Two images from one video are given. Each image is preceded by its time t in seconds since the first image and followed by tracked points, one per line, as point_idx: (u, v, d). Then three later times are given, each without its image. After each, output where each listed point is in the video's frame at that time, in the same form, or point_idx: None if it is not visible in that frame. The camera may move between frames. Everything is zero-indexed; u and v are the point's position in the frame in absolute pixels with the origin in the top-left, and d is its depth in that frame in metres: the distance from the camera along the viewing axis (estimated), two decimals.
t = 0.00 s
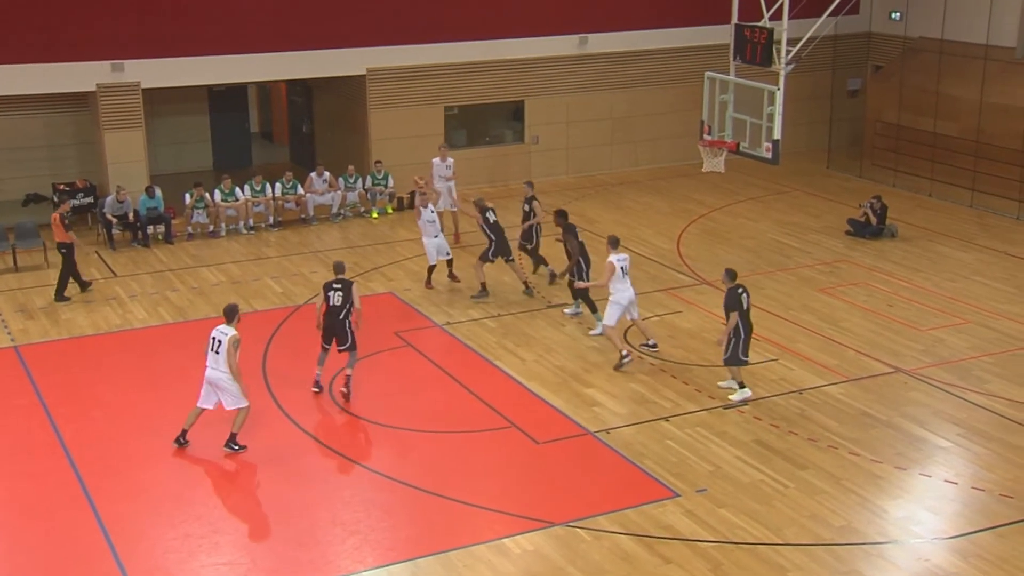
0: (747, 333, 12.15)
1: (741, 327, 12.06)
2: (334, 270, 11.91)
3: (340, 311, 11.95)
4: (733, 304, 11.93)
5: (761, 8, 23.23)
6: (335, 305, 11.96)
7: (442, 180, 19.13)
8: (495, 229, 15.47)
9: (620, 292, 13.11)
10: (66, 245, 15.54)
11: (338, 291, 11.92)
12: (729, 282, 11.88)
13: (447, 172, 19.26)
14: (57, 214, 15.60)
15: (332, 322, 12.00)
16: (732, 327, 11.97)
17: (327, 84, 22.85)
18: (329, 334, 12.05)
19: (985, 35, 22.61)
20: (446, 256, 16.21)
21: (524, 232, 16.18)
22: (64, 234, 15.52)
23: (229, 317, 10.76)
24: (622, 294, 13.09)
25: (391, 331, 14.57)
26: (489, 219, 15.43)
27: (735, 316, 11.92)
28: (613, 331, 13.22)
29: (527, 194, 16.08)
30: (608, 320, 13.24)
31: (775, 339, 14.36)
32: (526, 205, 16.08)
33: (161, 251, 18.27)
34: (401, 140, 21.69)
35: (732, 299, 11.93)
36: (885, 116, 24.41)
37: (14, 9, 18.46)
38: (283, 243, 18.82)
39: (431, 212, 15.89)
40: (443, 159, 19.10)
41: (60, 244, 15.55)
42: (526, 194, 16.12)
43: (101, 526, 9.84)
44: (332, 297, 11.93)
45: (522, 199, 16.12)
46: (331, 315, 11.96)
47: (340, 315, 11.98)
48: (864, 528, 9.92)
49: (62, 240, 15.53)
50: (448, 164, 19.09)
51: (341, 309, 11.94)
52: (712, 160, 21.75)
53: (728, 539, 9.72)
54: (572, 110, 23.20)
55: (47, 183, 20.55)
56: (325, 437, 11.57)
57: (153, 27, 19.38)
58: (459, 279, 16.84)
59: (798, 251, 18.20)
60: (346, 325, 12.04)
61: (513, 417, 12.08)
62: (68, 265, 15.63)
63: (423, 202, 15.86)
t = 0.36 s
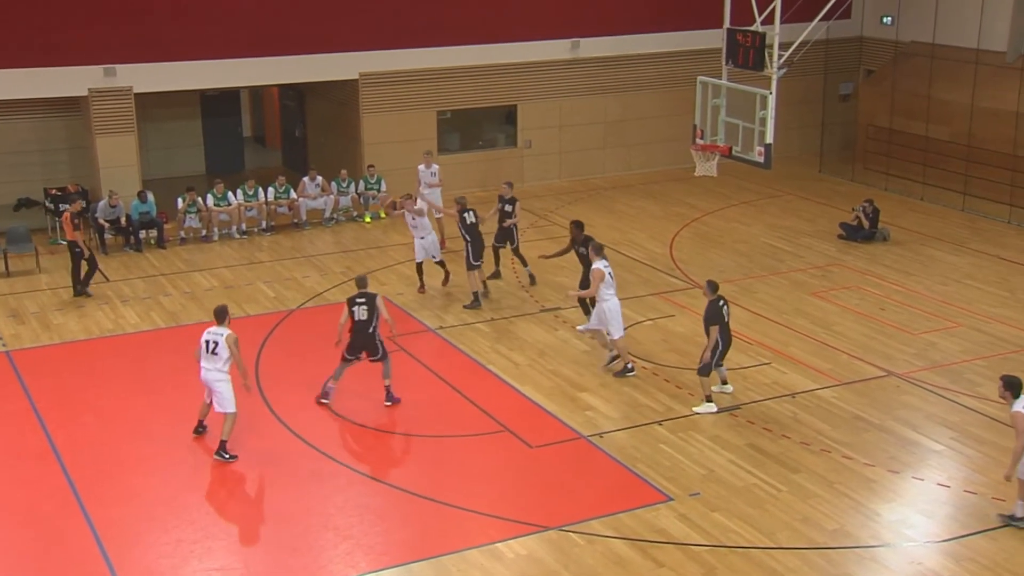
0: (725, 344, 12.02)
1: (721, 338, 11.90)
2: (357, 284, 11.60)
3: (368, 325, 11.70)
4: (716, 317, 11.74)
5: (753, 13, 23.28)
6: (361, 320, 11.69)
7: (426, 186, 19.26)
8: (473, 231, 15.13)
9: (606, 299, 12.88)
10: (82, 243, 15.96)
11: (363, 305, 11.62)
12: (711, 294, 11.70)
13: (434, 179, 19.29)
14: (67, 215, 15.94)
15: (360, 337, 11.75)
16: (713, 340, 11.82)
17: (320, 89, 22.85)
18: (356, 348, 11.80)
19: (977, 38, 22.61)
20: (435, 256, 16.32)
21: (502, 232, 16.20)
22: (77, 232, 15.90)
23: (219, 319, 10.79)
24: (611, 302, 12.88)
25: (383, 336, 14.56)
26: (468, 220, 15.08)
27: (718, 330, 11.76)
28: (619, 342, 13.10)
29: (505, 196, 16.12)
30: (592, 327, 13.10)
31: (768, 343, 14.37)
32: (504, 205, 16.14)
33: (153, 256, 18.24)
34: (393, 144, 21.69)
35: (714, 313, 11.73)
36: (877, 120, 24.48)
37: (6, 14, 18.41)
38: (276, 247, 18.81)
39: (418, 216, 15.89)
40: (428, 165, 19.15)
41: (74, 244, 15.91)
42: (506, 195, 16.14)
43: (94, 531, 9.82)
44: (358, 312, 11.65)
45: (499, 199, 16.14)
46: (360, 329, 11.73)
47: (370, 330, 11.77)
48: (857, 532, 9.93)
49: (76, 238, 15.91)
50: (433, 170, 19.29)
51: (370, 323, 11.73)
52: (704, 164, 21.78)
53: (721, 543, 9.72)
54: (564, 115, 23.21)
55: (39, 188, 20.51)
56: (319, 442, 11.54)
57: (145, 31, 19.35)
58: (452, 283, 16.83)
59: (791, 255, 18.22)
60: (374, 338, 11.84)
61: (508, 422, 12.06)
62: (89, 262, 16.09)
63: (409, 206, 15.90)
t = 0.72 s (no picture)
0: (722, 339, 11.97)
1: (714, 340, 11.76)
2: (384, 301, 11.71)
3: (402, 339, 11.84)
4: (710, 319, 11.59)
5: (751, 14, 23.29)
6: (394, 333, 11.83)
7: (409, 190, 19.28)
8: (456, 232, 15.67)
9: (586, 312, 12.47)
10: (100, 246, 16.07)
11: (395, 320, 11.80)
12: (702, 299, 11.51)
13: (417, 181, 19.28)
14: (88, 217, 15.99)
15: (396, 350, 11.86)
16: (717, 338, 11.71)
17: (318, 90, 22.86)
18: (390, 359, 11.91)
19: (974, 40, 22.57)
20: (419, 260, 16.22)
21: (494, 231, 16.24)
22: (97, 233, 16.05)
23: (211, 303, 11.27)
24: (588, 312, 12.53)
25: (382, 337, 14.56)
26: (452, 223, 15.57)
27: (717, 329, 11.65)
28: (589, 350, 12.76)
29: (494, 195, 16.15)
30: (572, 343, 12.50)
31: (766, 344, 14.38)
32: (495, 204, 16.14)
33: (151, 257, 18.25)
34: (392, 145, 21.69)
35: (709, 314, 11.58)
36: (875, 121, 24.51)
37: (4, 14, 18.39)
38: (275, 248, 18.81)
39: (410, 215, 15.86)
40: (411, 167, 19.15)
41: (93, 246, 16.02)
42: (495, 194, 16.17)
43: (92, 532, 9.82)
44: (391, 325, 11.77)
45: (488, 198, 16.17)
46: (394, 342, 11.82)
47: (405, 342, 11.90)
48: (856, 533, 9.94)
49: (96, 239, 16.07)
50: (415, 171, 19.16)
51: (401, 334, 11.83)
52: (703, 165, 21.78)
53: (720, 544, 9.72)
54: (563, 116, 23.21)
55: (37, 189, 20.50)
56: (319, 443, 11.54)
57: (144, 32, 19.34)
58: (450, 284, 16.83)
59: (789, 256, 18.23)
60: (408, 350, 11.94)
61: (509, 423, 12.07)
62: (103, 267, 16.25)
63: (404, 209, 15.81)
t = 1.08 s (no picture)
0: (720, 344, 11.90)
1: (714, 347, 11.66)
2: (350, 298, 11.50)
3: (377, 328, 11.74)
4: (715, 326, 11.48)
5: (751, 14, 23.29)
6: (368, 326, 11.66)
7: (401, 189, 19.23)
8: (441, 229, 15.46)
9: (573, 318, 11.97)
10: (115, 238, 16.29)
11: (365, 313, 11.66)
12: (707, 309, 11.36)
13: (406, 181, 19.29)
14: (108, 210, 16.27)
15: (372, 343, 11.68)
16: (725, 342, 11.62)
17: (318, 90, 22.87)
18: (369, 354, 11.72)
19: (974, 40, 22.69)
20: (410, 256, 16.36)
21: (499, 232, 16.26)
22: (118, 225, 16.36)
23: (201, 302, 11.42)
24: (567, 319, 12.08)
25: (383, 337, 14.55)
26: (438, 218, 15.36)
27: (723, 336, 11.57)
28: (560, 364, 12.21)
29: (497, 196, 16.16)
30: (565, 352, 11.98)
31: (767, 344, 14.37)
32: (498, 206, 16.17)
33: (151, 256, 18.24)
34: (392, 145, 21.68)
35: (713, 321, 11.48)
36: (875, 121, 24.49)
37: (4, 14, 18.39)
38: (275, 248, 18.80)
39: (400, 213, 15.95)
40: (401, 167, 19.15)
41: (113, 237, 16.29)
42: (498, 195, 16.14)
43: (92, 532, 9.82)
44: (361, 319, 11.63)
45: (492, 200, 16.17)
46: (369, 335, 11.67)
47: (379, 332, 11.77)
48: (856, 532, 9.94)
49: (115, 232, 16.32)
50: (407, 171, 19.18)
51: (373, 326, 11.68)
52: (703, 165, 21.77)
53: (720, 543, 9.73)
54: (562, 116, 23.21)
55: (37, 188, 20.49)
56: (318, 443, 11.54)
57: (144, 31, 19.34)
58: (451, 284, 16.83)
59: (789, 256, 18.23)
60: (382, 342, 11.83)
61: (508, 423, 12.06)
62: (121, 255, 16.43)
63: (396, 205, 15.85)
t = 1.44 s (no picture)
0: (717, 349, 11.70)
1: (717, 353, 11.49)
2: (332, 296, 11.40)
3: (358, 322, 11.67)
4: (721, 330, 11.30)
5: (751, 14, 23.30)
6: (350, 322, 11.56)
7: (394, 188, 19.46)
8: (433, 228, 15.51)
9: (560, 335, 11.58)
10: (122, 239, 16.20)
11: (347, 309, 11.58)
12: (713, 315, 11.10)
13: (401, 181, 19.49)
14: (117, 211, 16.14)
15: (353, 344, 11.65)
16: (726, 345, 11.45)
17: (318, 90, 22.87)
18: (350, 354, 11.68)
19: (975, 40, 22.62)
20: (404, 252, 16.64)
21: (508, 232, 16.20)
22: (131, 226, 16.21)
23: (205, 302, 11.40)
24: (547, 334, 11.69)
25: (383, 337, 14.54)
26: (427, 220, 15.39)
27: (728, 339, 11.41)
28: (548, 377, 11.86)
29: (506, 197, 16.00)
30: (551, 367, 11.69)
31: (767, 344, 14.38)
32: (508, 207, 16.03)
33: (151, 256, 18.24)
34: (392, 145, 21.69)
35: (720, 326, 11.28)
36: (875, 121, 24.49)
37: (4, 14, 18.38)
38: (275, 248, 18.80)
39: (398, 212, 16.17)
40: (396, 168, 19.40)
41: (124, 236, 16.21)
42: (509, 197, 16.01)
43: (92, 531, 9.82)
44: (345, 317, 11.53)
45: (501, 201, 16.01)
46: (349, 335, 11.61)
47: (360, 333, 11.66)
48: (857, 532, 9.94)
49: (126, 232, 16.20)
50: (400, 173, 19.42)
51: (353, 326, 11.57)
52: (703, 165, 21.77)
53: (720, 543, 9.73)
54: (562, 116, 23.20)
55: (37, 188, 20.50)
56: (319, 443, 11.54)
57: (144, 31, 19.34)
58: (451, 284, 16.84)
59: (789, 256, 18.23)
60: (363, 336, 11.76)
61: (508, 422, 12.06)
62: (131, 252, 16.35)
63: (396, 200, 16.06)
